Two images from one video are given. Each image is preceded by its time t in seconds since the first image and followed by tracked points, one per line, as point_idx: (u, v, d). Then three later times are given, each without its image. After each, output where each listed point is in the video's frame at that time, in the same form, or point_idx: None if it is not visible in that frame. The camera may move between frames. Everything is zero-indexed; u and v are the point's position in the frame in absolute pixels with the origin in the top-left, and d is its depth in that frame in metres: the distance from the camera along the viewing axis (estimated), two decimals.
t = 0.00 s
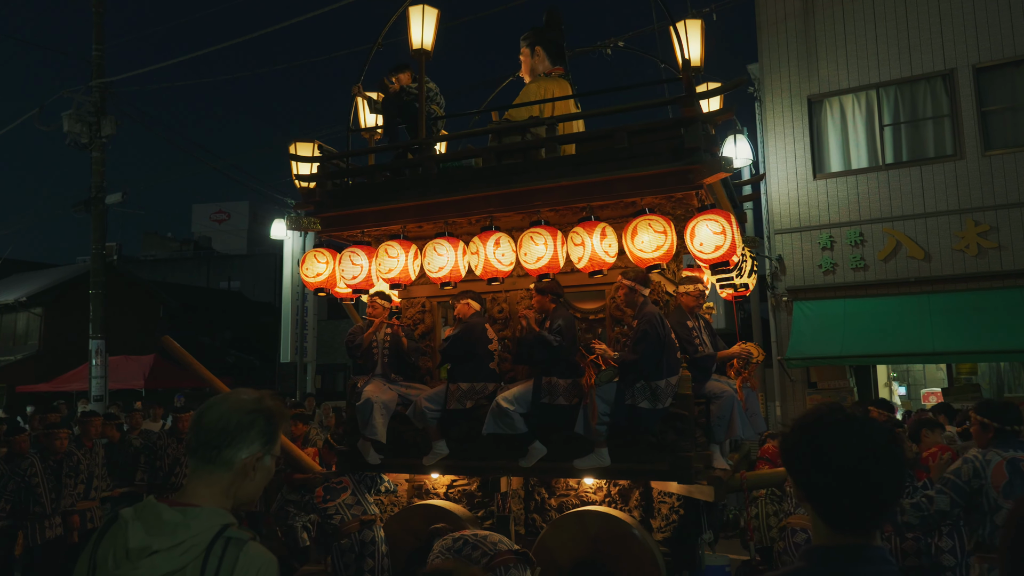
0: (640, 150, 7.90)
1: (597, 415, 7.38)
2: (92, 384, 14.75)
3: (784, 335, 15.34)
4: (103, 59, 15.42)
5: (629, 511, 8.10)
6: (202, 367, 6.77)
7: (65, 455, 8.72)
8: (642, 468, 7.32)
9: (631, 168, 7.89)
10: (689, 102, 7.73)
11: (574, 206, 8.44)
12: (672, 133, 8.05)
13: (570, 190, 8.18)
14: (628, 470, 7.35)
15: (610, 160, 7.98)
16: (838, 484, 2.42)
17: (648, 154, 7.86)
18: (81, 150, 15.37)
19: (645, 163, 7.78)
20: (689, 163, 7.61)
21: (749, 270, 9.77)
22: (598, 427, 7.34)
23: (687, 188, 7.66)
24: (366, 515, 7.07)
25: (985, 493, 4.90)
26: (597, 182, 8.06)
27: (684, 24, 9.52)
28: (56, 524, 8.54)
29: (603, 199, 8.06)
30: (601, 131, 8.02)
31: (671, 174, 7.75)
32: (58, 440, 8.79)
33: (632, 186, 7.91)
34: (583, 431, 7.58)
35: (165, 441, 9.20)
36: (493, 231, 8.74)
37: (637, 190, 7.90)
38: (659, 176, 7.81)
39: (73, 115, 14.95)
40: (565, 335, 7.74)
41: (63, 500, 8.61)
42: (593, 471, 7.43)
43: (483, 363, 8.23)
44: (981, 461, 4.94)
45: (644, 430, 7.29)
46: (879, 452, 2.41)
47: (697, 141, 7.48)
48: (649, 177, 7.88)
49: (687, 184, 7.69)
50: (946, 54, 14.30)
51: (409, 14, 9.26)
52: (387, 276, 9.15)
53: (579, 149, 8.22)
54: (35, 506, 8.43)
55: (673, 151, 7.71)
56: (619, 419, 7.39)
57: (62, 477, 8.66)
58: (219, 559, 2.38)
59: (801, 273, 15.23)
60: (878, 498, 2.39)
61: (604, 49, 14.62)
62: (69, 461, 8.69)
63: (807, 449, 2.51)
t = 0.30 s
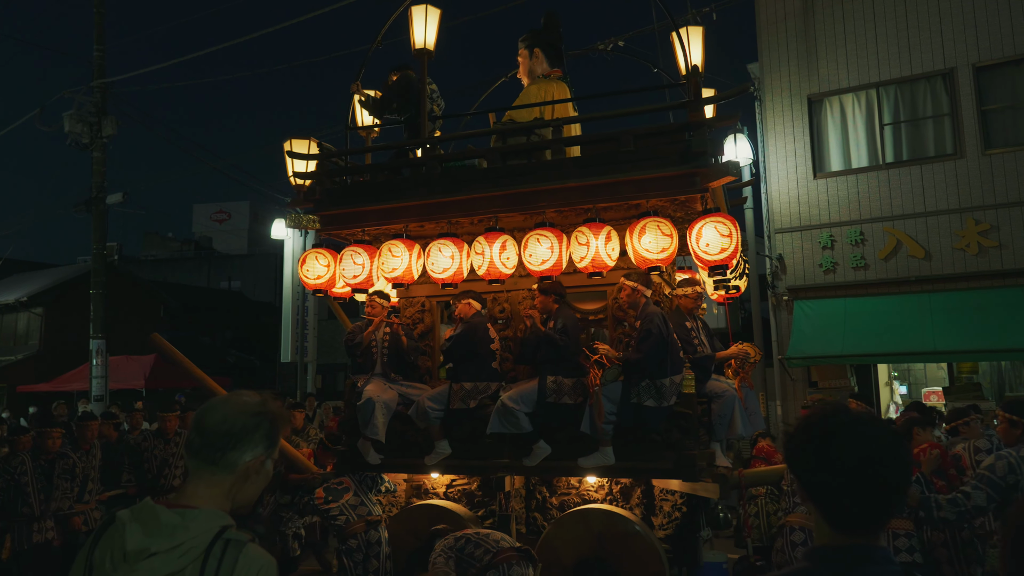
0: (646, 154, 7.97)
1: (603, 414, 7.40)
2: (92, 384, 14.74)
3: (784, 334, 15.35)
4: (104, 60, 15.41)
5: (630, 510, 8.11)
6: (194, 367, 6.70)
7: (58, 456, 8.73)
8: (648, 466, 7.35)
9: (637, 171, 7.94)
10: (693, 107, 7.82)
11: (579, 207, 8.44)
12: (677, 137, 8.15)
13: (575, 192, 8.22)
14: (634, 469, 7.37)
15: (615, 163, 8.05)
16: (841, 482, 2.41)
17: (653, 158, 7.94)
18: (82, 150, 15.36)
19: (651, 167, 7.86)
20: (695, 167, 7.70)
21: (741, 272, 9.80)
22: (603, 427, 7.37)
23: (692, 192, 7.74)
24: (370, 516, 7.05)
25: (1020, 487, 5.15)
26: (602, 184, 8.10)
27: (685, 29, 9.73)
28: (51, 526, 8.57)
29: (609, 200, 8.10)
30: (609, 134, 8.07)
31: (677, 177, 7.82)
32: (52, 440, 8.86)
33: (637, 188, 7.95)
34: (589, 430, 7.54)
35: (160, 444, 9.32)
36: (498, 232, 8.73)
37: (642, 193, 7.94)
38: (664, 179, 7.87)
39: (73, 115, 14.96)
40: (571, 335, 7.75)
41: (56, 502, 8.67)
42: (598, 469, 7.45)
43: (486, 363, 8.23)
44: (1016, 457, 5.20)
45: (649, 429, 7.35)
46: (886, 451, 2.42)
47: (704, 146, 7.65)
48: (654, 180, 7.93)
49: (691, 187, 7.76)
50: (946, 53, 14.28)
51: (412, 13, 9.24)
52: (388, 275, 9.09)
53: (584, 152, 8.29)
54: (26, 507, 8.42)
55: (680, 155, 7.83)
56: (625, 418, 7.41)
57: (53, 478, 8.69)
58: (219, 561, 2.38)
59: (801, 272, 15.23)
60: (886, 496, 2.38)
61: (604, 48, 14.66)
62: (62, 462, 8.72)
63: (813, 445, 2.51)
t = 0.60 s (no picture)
0: (652, 158, 8.09)
1: (609, 413, 7.43)
2: (93, 385, 14.72)
3: (785, 334, 15.34)
4: (106, 61, 15.43)
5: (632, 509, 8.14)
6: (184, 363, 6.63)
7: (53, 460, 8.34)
8: (654, 465, 7.43)
9: (643, 175, 8.03)
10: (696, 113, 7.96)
11: (584, 209, 8.49)
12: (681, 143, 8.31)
13: (581, 194, 8.29)
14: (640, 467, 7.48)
15: (622, 166, 8.14)
16: (843, 482, 2.41)
17: (660, 162, 8.05)
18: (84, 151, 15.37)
19: (658, 170, 7.98)
20: (702, 172, 7.86)
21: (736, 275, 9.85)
22: (610, 426, 7.42)
23: (698, 196, 7.88)
24: (374, 516, 7.04)
25: None
26: (608, 187, 8.17)
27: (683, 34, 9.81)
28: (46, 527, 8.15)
29: (615, 203, 8.18)
30: (617, 138, 8.25)
31: (683, 181, 7.95)
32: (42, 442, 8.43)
33: (644, 192, 8.06)
34: (596, 429, 7.60)
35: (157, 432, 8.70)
36: (502, 232, 8.73)
37: (649, 197, 8.05)
38: (670, 184, 7.98)
39: (76, 117, 14.99)
40: (578, 335, 7.78)
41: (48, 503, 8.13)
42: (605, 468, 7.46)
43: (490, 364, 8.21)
44: None
45: (656, 429, 7.45)
46: (891, 450, 2.42)
47: (710, 151, 7.85)
48: (660, 184, 8.04)
49: (697, 191, 7.90)
50: (946, 53, 14.27)
51: (415, 14, 9.23)
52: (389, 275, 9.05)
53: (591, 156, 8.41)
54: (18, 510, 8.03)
55: (686, 159, 7.98)
56: (632, 417, 7.48)
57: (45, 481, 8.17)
58: (220, 562, 2.37)
59: (802, 272, 15.21)
60: (889, 495, 2.38)
61: (603, 49, 14.75)
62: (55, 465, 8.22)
63: (816, 442, 2.51)
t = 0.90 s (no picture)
0: (659, 162, 8.19)
1: (620, 413, 7.51)
2: (101, 384, 14.78)
3: (791, 334, 15.32)
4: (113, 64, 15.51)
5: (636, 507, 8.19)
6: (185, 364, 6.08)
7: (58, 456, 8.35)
8: (661, 464, 7.52)
9: (651, 178, 8.11)
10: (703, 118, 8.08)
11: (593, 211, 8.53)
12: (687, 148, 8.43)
13: (589, 196, 8.33)
14: (645, 465, 7.59)
15: (629, 169, 8.25)
16: (845, 484, 2.42)
17: (668, 166, 8.15)
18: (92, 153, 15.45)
19: (666, 174, 8.07)
20: (710, 176, 7.98)
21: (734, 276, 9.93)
22: (620, 425, 7.48)
23: (706, 200, 7.99)
24: (381, 517, 7.06)
25: (1015, 481, 5.56)
26: (615, 190, 8.24)
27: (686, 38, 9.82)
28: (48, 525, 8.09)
29: (622, 206, 8.25)
30: (624, 142, 8.38)
31: (691, 185, 8.06)
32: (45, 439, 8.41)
33: (651, 195, 8.16)
34: (605, 429, 7.62)
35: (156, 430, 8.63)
36: (511, 233, 8.77)
37: (655, 200, 8.16)
38: (678, 188, 8.08)
39: (83, 119, 15.07)
40: (586, 337, 7.81)
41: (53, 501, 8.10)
42: (613, 467, 7.55)
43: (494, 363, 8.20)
44: (1010, 454, 5.58)
45: (664, 429, 7.52)
46: (895, 455, 2.42)
47: (718, 156, 7.98)
48: (667, 188, 8.15)
49: (705, 195, 8.01)
50: (953, 51, 14.22)
51: (422, 15, 9.24)
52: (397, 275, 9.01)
53: (597, 159, 8.48)
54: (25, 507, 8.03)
55: (693, 163, 8.09)
56: (641, 417, 7.54)
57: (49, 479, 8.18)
58: (225, 561, 2.40)
59: (808, 272, 15.17)
60: (892, 497, 2.38)
61: (607, 49, 14.80)
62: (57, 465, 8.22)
63: (821, 446, 2.52)
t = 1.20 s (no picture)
0: (683, 168, 8.29)
1: (645, 416, 7.48)
2: (128, 388, 15.00)
3: (816, 340, 15.20)
4: (140, 72, 15.79)
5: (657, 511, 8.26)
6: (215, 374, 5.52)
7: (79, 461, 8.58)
8: (683, 468, 7.51)
9: (675, 185, 8.24)
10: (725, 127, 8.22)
11: (616, 218, 8.58)
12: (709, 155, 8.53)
13: (612, 203, 8.38)
14: (667, 468, 7.56)
15: (654, 176, 8.30)
16: (874, 493, 2.38)
17: (691, 172, 8.26)
18: (120, 160, 15.72)
19: (689, 180, 8.21)
20: (733, 183, 8.15)
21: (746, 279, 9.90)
22: (645, 429, 7.46)
23: (728, 207, 8.18)
24: (404, 520, 7.09)
25: (1018, 480, 5.83)
26: (637, 197, 8.31)
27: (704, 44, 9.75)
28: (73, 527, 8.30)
29: (646, 213, 8.33)
30: (644, 149, 8.35)
31: (713, 192, 8.21)
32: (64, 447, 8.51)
33: (675, 202, 8.23)
34: (629, 433, 7.64)
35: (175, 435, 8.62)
36: (537, 238, 8.81)
37: (679, 207, 8.21)
38: (700, 194, 8.21)
39: (111, 126, 15.35)
40: (610, 344, 7.82)
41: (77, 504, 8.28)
42: (637, 471, 7.53)
43: (516, 368, 8.17)
44: (1012, 455, 5.89)
45: (690, 433, 7.53)
46: (927, 463, 2.37)
47: (740, 163, 8.13)
48: (690, 195, 8.25)
49: (727, 203, 8.19)
50: (982, 50, 13.97)
51: (443, 20, 9.28)
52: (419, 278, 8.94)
53: (619, 165, 8.54)
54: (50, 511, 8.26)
55: (715, 170, 8.27)
56: (665, 421, 7.56)
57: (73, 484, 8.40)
58: (250, 562, 2.42)
59: (833, 276, 14.98)
60: (922, 507, 2.33)
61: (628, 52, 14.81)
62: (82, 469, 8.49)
63: (849, 455, 2.47)
